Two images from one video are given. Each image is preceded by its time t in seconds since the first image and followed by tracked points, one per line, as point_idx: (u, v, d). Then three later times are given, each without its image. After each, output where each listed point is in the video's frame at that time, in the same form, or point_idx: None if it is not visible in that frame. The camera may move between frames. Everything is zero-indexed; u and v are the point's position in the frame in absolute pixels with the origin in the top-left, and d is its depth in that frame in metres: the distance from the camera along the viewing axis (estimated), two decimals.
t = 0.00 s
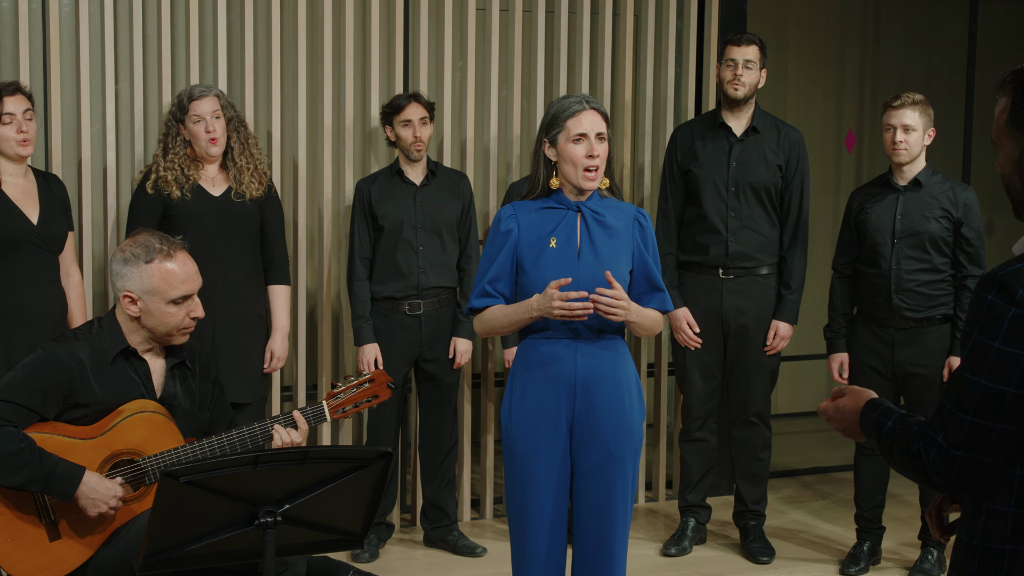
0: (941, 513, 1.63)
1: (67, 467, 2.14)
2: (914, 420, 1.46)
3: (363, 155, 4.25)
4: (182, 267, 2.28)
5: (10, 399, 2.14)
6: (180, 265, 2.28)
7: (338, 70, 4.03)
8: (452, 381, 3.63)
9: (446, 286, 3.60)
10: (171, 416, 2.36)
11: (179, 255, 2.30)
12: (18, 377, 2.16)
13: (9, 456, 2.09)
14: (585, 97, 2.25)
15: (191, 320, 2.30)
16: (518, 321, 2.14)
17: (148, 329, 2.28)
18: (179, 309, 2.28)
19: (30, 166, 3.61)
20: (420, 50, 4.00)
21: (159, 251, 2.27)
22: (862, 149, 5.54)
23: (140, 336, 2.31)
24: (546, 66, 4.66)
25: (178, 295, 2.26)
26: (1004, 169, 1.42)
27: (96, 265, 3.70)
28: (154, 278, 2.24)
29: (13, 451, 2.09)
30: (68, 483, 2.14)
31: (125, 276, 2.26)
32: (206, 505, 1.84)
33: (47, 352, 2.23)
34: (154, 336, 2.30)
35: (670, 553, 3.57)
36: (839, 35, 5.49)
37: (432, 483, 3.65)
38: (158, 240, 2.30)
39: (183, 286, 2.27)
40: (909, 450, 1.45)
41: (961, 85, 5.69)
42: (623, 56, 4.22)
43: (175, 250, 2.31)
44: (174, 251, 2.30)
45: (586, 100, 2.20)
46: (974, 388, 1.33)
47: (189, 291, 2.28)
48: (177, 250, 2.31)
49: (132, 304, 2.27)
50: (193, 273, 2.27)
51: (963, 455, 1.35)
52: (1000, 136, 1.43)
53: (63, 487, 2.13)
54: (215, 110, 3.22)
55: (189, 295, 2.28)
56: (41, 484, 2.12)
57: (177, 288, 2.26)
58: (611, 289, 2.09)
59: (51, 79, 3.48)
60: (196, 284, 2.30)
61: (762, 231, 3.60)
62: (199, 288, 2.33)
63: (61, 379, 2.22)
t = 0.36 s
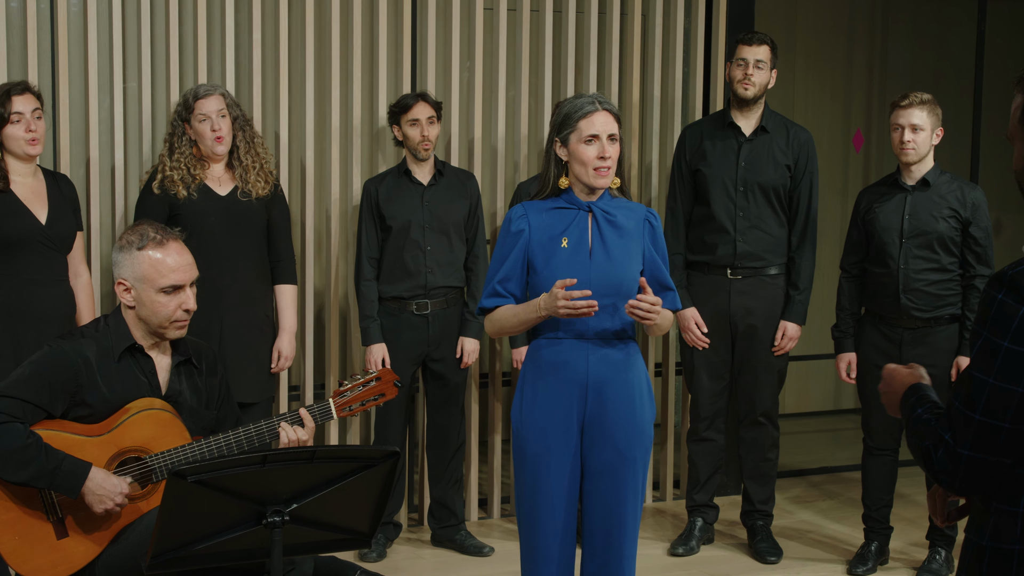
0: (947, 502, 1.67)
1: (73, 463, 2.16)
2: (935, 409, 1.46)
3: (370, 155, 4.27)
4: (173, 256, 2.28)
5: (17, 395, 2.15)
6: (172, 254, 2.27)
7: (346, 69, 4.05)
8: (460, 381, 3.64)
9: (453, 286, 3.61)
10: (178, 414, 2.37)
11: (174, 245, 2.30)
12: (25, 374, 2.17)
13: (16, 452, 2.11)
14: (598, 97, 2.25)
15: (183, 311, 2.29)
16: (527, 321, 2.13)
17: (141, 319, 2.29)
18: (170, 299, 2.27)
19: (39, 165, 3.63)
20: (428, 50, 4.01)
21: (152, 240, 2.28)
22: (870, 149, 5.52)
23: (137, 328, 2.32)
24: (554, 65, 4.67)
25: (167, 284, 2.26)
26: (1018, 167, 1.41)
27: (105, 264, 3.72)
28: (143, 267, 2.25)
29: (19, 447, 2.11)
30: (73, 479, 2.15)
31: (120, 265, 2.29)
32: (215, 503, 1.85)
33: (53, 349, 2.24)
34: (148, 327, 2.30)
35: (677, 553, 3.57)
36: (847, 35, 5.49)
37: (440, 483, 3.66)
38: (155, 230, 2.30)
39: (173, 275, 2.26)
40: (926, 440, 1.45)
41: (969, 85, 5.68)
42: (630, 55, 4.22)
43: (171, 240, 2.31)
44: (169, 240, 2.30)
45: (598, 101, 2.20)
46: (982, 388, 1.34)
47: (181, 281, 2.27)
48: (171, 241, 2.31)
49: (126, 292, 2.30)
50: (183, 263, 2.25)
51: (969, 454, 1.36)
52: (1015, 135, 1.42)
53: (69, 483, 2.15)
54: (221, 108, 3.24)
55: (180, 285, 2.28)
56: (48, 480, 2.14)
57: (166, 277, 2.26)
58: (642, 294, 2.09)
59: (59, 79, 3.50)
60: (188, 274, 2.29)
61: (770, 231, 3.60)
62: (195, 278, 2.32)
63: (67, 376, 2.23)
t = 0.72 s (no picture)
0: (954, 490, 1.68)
1: (78, 458, 2.16)
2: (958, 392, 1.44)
3: (376, 155, 4.28)
4: (177, 246, 2.29)
5: (23, 388, 2.16)
6: (176, 245, 2.28)
7: (352, 69, 4.06)
8: (465, 381, 3.64)
9: (459, 286, 3.62)
10: (183, 410, 2.38)
11: (178, 236, 2.31)
12: (31, 367, 2.18)
13: (23, 446, 2.11)
14: (607, 95, 2.24)
15: (185, 301, 2.30)
16: (536, 319, 2.13)
17: (143, 309, 2.29)
18: (172, 289, 2.28)
19: (46, 164, 3.65)
20: (434, 50, 4.02)
21: (157, 230, 2.29)
22: (876, 148, 5.52)
23: (140, 320, 2.33)
24: (560, 65, 4.68)
25: (169, 274, 2.27)
26: None
27: (111, 264, 3.73)
28: (147, 256, 2.26)
29: (27, 440, 2.12)
30: (78, 474, 2.16)
31: (125, 255, 2.30)
32: (221, 502, 1.86)
33: (60, 344, 2.25)
34: (150, 319, 2.31)
35: (683, 552, 3.57)
36: (854, 34, 5.48)
37: (446, 482, 3.67)
38: (161, 221, 2.32)
39: (176, 265, 2.27)
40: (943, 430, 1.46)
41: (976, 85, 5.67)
42: (637, 55, 4.22)
43: (175, 231, 2.32)
44: (173, 231, 2.32)
45: (607, 98, 2.19)
46: (990, 388, 1.35)
47: (183, 271, 2.28)
48: (176, 231, 2.32)
49: (130, 282, 2.30)
50: (186, 253, 2.26)
51: (977, 455, 1.37)
52: None
53: (74, 478, 2.16)
54: (228, 107, 3.25)
55: (183, 275, 2.28)
56: (53, 473, 2.14)
57: (170, 266, 2.26)
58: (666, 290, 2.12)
59: (66, 79, 3.51)
60: (191, 265, 2.29)
61: (778, 231, 3.60)
62: (198, 270, 2.32)
63: (73, 371, 2.23)
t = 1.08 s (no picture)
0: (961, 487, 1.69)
1: (87, 447, 2.17)
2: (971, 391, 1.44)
3: (381, 156, 4.28)
4: (187, 239, 2.29)
5: (32, 379, 2.16)
6: (185, 238, 2.29)
7: (357, 68, 4.07)
8: (470, 380, 3.65)
9: (464, 285, 3.62)
10: (189, 407, 2.38)
11: (189, 229, 2.32)
12: (40, 360, 2.19)
13: (32, 435, 2.12)
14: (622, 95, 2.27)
15: (192, 294, 2.30)
16: (557, 320, 2.15)
17: (151, 302, 2.30)
18: (180, 281, 2.28)
19: (51, 164, 3.66)
20: (439, 50, 4.02)
21: (167, 223, 2.30)
22: (881, 148, 5.51)
23: (149, 314, 2.33)
24: (564, 63, 4.68)
25: (177, 266, 2.27)
26: None
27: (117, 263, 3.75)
28: (156, 248, 2.27)
29: (36, 430, 2.12)
30: (87, 464, 2.16)
31: (135, 247, 2.31)
32: (227, 501, 1.87)
33: (68, 338, 2.24)
34: (158, 311, 2.32)
35: (688, 552, 3.57)
36: (858, 34, 5.48)
37: (450, 482, 3.67)
38: (172, 215, 2.33)
39: (184, 257, 2.27)
40: (955, 428, 1.46)
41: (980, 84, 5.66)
42: (641, 55, 4.22)
43: (186, 224, 2.33)
44: (184, 225, 2.32)
45: (621, 96, 2.23)
46: (1001, 385, 1.35)
47: (191, 263, 2.28)
48: (186, 225, 2.32)
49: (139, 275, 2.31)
50: (194, 246, 2.26)
51: (989, 453, 1.38)
52: None
53: (82, 467, 2.16)
54: (235, 105, 3.27)
55: (191, 267, 2.28)
56: (62, 462, 2.15)
57: (178, 258, 2.27)
58: (645, 284, 2.08)
59: (70, 78, 3.52)
60: (199, 258, 2.29)
61: (784, 231, 3.60)
62: (207, 264, 2.33)
63: (80, 365, 2.24)
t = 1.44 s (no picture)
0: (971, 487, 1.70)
1: (95, 439, 2.16)
2: (977, 390, 1.45)
3: (385, 155, 4.29)
4: (203, 241, 2.29)
5: (42, 373, 2.17)
6: (201, 240, 2.29)
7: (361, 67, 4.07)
8: (474, 379, 3.65)
9: (467, 285, 3.63)
10: (196, 406, 2.38)
11: (207, 231, 2.32)
12: (50, 354, 2.20)
13: (40, 428, 2.12)
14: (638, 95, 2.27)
15: (202, 296, 2.30)
16: (573, 324, 2.16)
17: (162, 300, 2.31)
18: (192, 283, 2.28)
19: (56, 163, 3.67)
20: (442, 49, 4.03)
21: (186, 223, 2.31)
22: (885, 147, 5.51)
23: (158, 312, 2.35)
24: (568, 61, 4.68)
25: (190, 267, 2.27)
26: None
27: (121, 262, 3.76)
28: (171, 247, 2.27)
29: (45, 421, 2.12)
30: (94, 456, 2.16)
31: (151, 244, 2.32)
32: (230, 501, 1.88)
33: (78, 334, 2.25)
34: (168, 309, 2.32)
35: (691, 551, 3.57)
36: (863, 33, 5.48)
37: (454, 481, 3.68)
38: (191, 216, 2.34)
39: (198, 259, 2.27)
40: (963, 428, 1.47)
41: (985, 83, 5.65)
42: (645, 54, 4.22)
43: (204, 226, 2.33)
44: (202, 226, 2.33)
45: (639, 96, 2.23)
46: (1008, 385, 1.35)
47: (204, 265, 2.28)
48: (204, 227, 2.33)
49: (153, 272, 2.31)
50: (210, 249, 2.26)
51: (995, 453, 1.38)
52: None
53: (91, 459, 2.16)
54: (244, 105, 3.28)
55: (204, 269, 2.29)
56: (70, 454, 2.14)
57: (193, 259, 2.27)
58: (630, 288, 2.08)
59: (75, 77, 3.52)
60: (214, 261, 2.30)
61: (789, 231, 3.60)
62: (221, 267, 2.33)
63: (90, 360, 2.25)
